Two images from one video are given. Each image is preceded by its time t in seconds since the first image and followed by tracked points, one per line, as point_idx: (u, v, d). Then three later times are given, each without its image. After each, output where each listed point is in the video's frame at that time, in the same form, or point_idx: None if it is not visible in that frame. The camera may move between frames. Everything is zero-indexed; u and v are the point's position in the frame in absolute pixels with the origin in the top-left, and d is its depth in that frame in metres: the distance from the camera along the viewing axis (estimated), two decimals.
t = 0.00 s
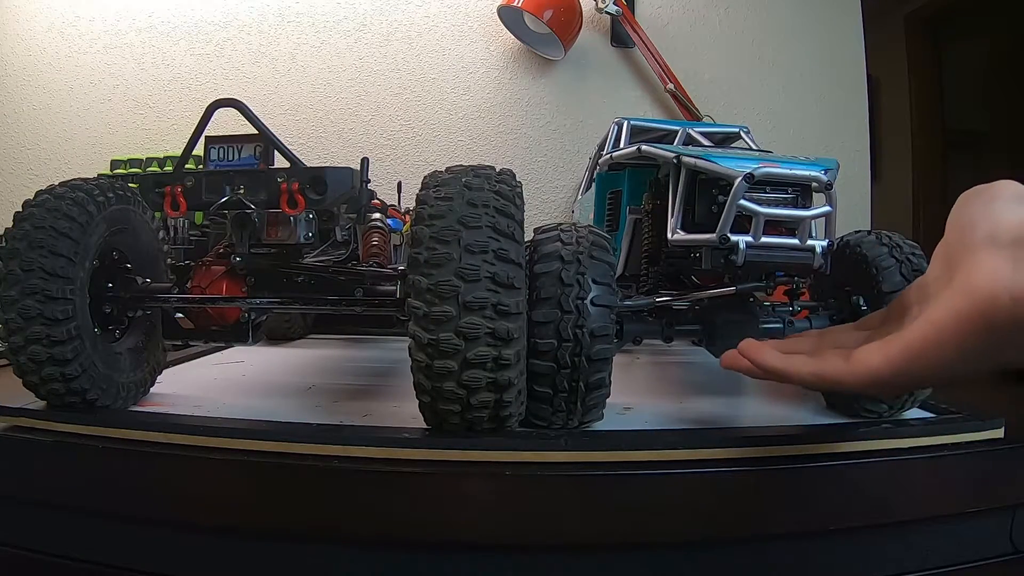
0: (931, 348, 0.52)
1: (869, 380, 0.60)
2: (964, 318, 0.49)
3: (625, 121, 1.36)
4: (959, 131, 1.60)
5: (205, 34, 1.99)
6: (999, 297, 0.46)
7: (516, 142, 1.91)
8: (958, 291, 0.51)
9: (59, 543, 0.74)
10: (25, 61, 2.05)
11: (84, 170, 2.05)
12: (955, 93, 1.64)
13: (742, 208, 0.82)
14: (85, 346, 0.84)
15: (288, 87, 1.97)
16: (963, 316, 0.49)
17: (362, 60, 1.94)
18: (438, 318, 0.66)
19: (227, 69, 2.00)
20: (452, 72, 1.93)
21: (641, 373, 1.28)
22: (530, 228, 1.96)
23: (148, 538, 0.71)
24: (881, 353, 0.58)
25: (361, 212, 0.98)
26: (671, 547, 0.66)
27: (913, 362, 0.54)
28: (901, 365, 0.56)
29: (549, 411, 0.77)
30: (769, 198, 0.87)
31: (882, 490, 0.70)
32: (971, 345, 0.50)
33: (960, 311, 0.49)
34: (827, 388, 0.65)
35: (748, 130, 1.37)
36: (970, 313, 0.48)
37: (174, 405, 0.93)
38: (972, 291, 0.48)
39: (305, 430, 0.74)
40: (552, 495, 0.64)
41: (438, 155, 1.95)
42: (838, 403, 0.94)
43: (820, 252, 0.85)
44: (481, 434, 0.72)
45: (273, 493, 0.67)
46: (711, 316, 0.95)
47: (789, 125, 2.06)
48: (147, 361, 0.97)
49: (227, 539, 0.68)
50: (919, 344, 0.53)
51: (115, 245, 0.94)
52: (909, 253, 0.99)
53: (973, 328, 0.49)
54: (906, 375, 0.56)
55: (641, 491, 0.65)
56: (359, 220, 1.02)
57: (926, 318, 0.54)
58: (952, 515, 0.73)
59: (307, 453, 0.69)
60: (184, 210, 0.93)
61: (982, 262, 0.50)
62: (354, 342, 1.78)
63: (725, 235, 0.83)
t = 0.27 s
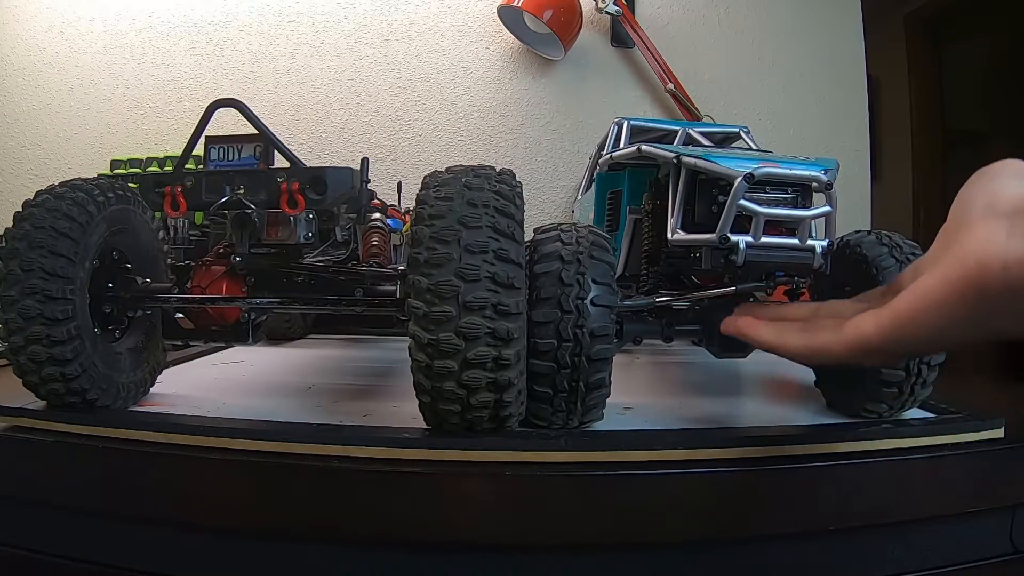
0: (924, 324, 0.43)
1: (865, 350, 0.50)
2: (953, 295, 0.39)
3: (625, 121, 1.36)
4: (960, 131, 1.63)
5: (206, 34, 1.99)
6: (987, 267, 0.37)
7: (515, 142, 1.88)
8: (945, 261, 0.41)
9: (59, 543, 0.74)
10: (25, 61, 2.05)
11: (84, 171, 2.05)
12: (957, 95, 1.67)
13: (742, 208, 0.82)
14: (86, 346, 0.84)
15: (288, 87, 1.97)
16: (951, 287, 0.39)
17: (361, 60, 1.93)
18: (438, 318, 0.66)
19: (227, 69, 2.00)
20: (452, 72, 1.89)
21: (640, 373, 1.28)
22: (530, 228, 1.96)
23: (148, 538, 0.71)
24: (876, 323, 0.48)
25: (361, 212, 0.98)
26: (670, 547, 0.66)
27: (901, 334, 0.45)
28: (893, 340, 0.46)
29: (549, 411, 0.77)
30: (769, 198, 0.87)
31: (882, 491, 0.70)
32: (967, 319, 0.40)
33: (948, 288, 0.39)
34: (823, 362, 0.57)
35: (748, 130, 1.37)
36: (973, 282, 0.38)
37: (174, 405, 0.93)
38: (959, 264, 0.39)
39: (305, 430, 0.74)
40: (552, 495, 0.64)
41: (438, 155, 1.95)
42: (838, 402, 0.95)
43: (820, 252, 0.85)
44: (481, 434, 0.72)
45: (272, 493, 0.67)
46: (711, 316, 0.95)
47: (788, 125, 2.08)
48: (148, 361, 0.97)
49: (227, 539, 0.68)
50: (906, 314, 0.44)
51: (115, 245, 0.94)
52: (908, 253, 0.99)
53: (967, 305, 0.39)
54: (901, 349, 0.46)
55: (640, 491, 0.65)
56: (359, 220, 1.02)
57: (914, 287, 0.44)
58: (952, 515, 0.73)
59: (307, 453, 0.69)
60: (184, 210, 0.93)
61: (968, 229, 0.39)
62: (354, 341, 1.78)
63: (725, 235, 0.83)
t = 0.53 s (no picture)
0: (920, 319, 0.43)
1: (863, 346, 0.50)
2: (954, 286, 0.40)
3: (625, 121, 1.36)
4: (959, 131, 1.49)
5: (205, 34, 1.99)
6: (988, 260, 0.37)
7: (516, 142, 1.91)
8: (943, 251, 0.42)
9: (59, 542, 0.74)
10: (26, 61, 2.05)
11: (84, 171, 2.05)
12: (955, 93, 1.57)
13: (742, 207, 0.83)
14: (86, 346, 0.84)
15: (288, 87, 1.97)
16: (954, 281, 0.40)
17: (361, 60, 1.94)
18: (438, 318, 0.66)
19: (227, 69, 2.00)
20: (452, 72, 1.92)
21: (640, 373, 1.29)
22: (530, 228, 1.96)
23: (148, 538, 0.71)
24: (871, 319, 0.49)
25: (361, 212, 0.98)
26: (671, 547, 0.66)
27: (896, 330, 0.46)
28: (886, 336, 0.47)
29: (549, 410, 0.77)
30: (769, 197, 0.87)
31: (882, 491, 0.70)
32: (970, 312, 0.41)
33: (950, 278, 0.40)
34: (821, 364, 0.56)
35: (748, 130, 1.37)
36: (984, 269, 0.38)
37: (174, 405, 0.93)
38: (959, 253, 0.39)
39: (305, 430, 0.74)
40: (552, 496, 0.64)
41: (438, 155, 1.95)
42: (838, 402, 0.94)
43: (820, 251, 0.84)
44: (481, 434, 0.72)
45: (272, 493, 0.67)
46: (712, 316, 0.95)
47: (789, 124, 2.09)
48: (148, 361, 0.97)
49: (227, 539, 0.68)
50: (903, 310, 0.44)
51: (116, 245, 0.94)
52: (909, 252, 0.99)
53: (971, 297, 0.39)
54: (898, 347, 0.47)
55: (640, 491, 0.65)
56: (359, 220, 1.02)
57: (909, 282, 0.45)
58: (952, 515, 0.73)
59: (307, 453, 0.69)
60: (184, 210, 0.93)
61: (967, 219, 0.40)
62: (354, 342, 1.78)
63: (724, 234, 0.83)
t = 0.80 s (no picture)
0: (925, 391, 0.55)
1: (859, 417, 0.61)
2: (953, 364, 0.52)
3: (625, 121, 1.36)
4: (959, 131, 1.66)
5: (205, 34, 1.99)
6: (987, 341, 0.50)
7: (516, 142, 1.94)
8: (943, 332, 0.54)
9: (59, 542, 0.74)
10: (26, 62, 2.05)
11: (85, 171, 2.05)
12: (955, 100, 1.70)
13: (742, 208, 0.82)
14: (86, 346, 0.84)
15: (288, 87, 1.97)
16: (952, 357, 0.52)
17: (361, 60, 1.94)
18: (438, 318, 0.66)
19: (227, 69, 2.00)
20: (452, 72, 1.93)
21: (640, 373, 1.29)
22: (530, 228, 1.96)
23: (148, 538, 0.71)
24: (874, 390, 0.60)
25: (360, 212, 0.98)
26: (670, 547, 0.66)
27: (898, 402, 0.57)
28: (887, 405, 0.58)
29: (549, 411, 0.77)
30: (769, 198, 0.87)
31: (882, 491, 0.70)
32: (962, 386, 0.53)
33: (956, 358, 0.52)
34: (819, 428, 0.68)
35: (748, 130, 1.36)
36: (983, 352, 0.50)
37: (174, 405, 0.93)
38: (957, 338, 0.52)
39: (305, 429, 0.74)
40: (552, 495, 0.64)
41: (438, 155, 1.95)
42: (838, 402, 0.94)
43: (820, 251, 0.85)
44: (481, 433, 0.72)
45: (272, 492, 0.67)
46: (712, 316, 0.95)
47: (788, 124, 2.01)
48: (148, 361, 0.97)
49: (227, 539, 0.68)
50: (907, 384, 0.56)
51: (115, 245, 0.94)
52: (909, 253, 0.99)
53: (968, 376, 0.52)
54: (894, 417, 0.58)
55: (640, 491, 0.65)
56: (359, 220, 1.02)
57: (912, 359, 0.57)
58: (952, 515, 0.73)
59: (307, 453, 0.69)
60: (185, 210, 0.93)
61: (970, 306, 0.53)
62: (355, 341, 1.78)
63: (725, 235, 0.83)
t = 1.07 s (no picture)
0: (922, 361, 0.47)
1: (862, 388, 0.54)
2: (950, 335, 0.43)
3: (625, 121, 1.36)
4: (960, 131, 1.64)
5: (205, 34, 1.99)
6: (985, 313, 0.41)
7: (516, 142, 1.94)
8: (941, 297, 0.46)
9: (59, 542, 0.74)
10: (25, 61, 2.05)
11: (84, 170, 2.05)
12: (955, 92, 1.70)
13: (742, 208, 0.82)
14: (86, 346, 0.84)
15: (288, 87, 1.97)
16: (950, 331, 0.43)
17: (361, 60, 1.94)
18: (438, 318, 0.66)
19: (227, 68, 2.00)
20: (452, 71, 1.93)
21: (640, 373, 1.29)
22: (530, 228, 1.96)
23: (148, 537, 0.71)
24: (873, 360, 0.53)
25: (360, 212, 0.98)
26: (670, 547, 0.66)
27: (897, 372, 0.49)
28: (886, 374, 0.51)
29: (549, 411, 0.77)
30: (769, 198, 0.87)
31: (882, 491, 0.70)
32: (964, 356, 0.44)
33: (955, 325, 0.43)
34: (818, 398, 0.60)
35: (748, 130, 1.36)
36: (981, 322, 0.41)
37: (173, 405, 0.93)
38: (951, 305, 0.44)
39: (305, 429, 0.74)
40: (552, 496, 0.64)
41: (439, 155, 1.96)
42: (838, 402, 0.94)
43: (820, 251, 0.85)
44: (481, 434, 0.72)
45: (272, 492, 0.67)
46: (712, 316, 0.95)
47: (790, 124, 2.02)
48: (148, 361, 0.97)
49: (227, 539, 0.68)
50: (901, 353, 0.48)
51: (115, 245, 0.94)
52: (909, 253, 0.99)
53: (969, 346, 0.43)
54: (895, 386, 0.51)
55: (640, 491, 0.65)
56: (359, 220, 1.03)
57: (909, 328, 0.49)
58: (952, 516, 0.73)
59: (307, 454, 0.69)
60: (185, 210, 0.93)
61: (967, 271, 0.43)
62: (355, 341, 1.78)
63: (725, 235, 0.83)
